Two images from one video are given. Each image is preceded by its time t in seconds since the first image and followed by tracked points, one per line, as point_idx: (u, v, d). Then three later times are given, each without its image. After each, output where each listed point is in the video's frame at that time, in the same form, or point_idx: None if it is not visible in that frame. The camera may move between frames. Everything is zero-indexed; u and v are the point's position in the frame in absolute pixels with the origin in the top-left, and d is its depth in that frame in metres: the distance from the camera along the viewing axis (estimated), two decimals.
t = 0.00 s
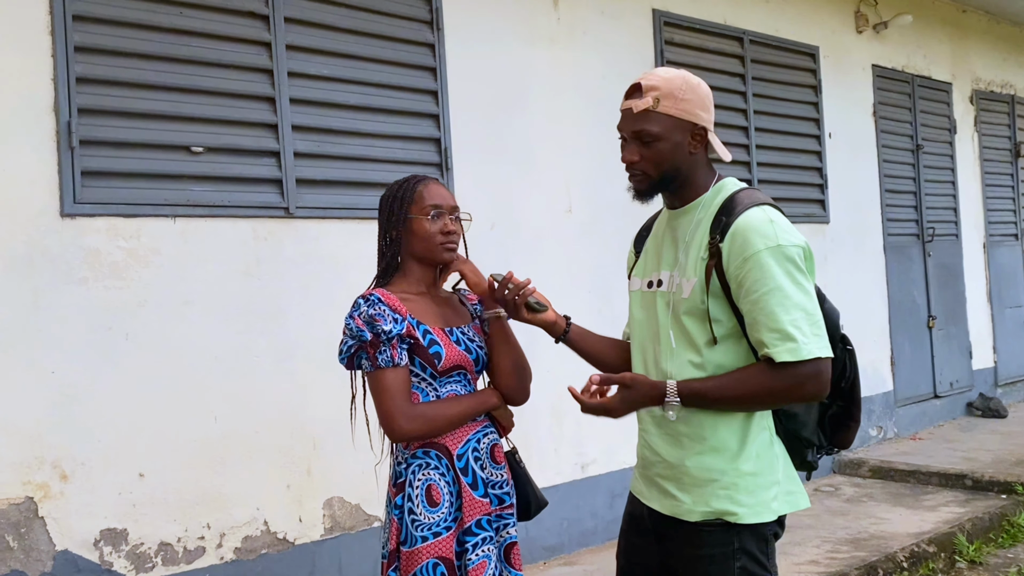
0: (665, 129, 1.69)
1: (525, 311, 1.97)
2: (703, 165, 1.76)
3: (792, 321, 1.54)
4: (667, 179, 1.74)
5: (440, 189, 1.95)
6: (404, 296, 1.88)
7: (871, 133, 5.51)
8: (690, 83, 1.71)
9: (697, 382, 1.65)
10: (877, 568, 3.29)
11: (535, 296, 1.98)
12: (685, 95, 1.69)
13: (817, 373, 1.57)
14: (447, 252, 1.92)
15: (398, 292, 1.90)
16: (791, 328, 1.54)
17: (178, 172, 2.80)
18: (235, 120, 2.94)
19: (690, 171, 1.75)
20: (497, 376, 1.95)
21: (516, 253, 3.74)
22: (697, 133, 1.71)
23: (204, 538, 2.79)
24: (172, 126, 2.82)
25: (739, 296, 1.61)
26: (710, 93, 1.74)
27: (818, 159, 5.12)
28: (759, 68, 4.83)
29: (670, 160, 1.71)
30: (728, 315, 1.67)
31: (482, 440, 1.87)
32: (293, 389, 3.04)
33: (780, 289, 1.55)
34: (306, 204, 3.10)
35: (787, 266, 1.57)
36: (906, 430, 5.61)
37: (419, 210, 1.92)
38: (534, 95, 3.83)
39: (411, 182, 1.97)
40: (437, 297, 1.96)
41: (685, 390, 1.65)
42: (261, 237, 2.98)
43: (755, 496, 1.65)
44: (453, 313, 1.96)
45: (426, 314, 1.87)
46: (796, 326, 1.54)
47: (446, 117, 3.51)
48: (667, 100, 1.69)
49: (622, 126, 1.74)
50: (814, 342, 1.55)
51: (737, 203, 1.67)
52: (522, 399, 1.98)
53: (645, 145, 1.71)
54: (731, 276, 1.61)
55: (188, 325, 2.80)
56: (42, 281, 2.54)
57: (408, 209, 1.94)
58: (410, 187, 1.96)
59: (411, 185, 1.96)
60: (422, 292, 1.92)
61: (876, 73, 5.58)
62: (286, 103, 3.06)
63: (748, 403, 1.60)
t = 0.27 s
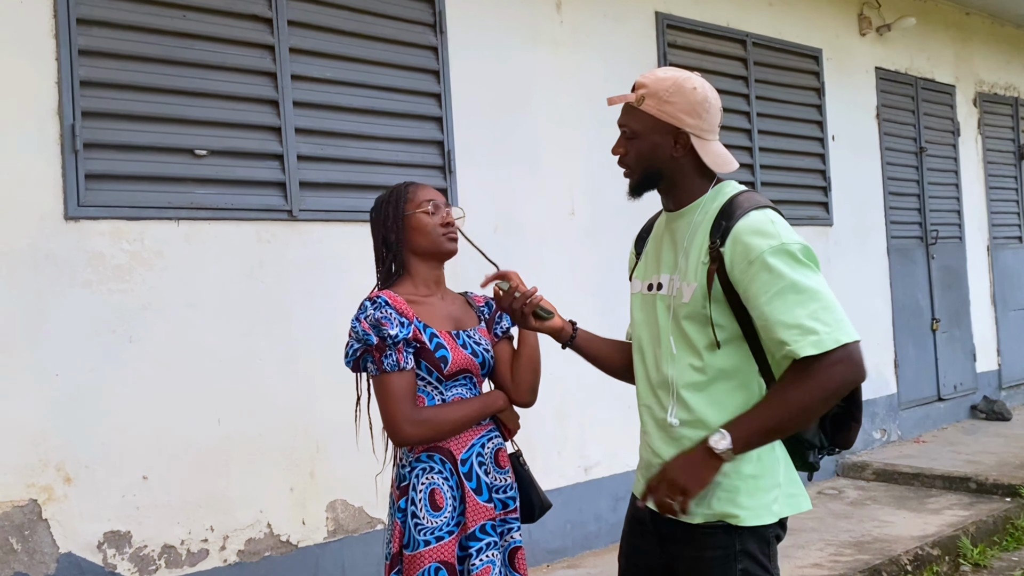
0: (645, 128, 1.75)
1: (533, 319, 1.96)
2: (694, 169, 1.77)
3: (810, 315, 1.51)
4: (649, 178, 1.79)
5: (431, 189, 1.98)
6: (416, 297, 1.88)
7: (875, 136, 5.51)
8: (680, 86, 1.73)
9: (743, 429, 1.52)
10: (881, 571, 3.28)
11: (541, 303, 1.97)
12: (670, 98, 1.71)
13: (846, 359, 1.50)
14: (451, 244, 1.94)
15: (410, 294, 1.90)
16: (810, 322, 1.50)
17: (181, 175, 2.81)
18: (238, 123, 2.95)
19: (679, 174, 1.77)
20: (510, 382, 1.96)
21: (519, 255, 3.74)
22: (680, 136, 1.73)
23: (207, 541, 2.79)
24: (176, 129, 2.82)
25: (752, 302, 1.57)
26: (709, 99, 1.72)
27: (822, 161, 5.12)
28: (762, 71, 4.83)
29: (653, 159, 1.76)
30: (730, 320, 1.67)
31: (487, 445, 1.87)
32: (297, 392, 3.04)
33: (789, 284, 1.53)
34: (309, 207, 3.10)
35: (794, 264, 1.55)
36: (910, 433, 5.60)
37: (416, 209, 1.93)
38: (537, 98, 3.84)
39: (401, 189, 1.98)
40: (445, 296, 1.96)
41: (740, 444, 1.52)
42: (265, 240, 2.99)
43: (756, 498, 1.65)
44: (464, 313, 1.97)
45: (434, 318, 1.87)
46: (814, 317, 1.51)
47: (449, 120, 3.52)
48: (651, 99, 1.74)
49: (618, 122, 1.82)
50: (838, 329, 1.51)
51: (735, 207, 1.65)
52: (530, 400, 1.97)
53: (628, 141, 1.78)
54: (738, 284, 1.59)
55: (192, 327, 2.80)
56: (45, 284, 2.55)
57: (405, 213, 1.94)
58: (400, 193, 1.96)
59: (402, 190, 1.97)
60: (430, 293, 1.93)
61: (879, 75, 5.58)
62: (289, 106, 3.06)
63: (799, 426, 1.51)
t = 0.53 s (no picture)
0: (635, 130, 1.76)
1: (530, 317, 1.99)
2: (688, 170, 1.77)
3: (840, 279, 1.50)
4: (643, 180, 1.80)
5: (424, 196, 1.99)
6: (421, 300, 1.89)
7: (875, 138, 5.51)
8: (669, 86, 1.74)
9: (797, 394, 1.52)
10: (881, 573, 3.28)
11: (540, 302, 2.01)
12: (659, 99, 1.73)
13: (886, 308, 1.49)
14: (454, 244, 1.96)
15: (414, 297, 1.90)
16: (842, 285, 1.50)
17: (182, 178, 2.81)
18: (239, 126, 2.95)
19: (672, 175, 1.77)
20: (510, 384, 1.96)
21: (520, 258, 3.74)
22: (670, 136, 1.73)
23: (208, 543, 2.80)
24: (177, 131, 2.83)
25: (781, 285, 1.55)
26: (699, 99, 1.73)
27: (822, 163, 5.12)
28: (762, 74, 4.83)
29: (645, 161, 1.76)
30: (733, 320, 1.67)
31: (491, 447, 1.88)
32: (298, 394, 3.04)
33: (808, 258, 1.53)
34: (310, 209, 3.10)
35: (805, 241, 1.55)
36: (911, 434, 5.60)
37: (415, 214, 1.94)
38: (538, 101, 3.84)
39: (391, 197, 1.98)
40: (444, 298, 1.97)
41: (793, 406, 1.52)
42: (266, 242, 2.99)
43: (752, 499, 1.66)
44: (462, 315, 1.97)
45: (437, 319, 1.88)
46: (844, 278, 1.50)
47: (450, 122, 3.52)
48: (641, 101, 1.75)
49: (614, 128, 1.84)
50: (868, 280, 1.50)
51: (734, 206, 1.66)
52: (530, 402, 1.96)
53: (622, 144, 1.79)
54: (754, 279, 1.58)
55: (193, 329, 2.81)
56: (47, 286, 2.55)
57: (403, 218, 1.94)
58: (391, 201, 1.97)
59: (397, 197, 1.97)
60: (431, 295, 1.94)
61: (880, 77, 5.58)
62: (290, 109, 3.07)
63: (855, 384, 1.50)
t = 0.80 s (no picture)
0: (632, 128, 1.77)
1: (524, 317, 1.95)
2: (685, 169, 1.76)
3: (836, 282, 1.51)
4: (641, 180, 1.80)
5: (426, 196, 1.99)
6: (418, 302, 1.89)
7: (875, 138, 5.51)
8: (665, 85, 1.75)
9: (791, 408, 1.56)
10: (881, 573, 3.28)
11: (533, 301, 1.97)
12: (654, 97, 1.74)
13: (880, 315, 1.49)
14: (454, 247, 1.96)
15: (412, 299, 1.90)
16: (838, 288, 1.50)
17: (182, 178, 2.81)
18: (239, 126, 2.95)
19: (670, 174, 1.77)
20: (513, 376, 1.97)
21: (520, 258, 3.74)
22: (666, 134, 1.73)
23: (208, 544, 2.79)
24: (177, 132, 2.83)
25: (778, 286, 1.55)
26: (695, 97, 1.73)
27: (822, 164, 5.12)
28: (761, 74, 4.83)
29: (642, 159, 1.77)
30: (733, 320, 1.67)
31: (491, 445, 1.88)
32: (297, 395, 3.04)
33: (806, 260, 1.53)
34: (310, 210, 3.10)
35: (803, 242, 1.56)
36: (911, 435, 5.60)
37: (418, 215, 1.94)
38: (537, 101, 3.84)
39: (394, 195, 1.98)
40: (440, 299, 1.97)
41: (790, 419, 1.57)
42: (266, 242, 2.99)
43: (752, 496, 1.66)
44: (456, 316, 1.97)
45: (435, 319, 1.88)
46: (840, 282, 1.51)
47: (449, 123, 3.52)
48: (638, 100, 1.76)
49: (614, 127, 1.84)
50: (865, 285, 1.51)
51: (734, 206, 1.66)
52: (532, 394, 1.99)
53: (620, 143, 1.80)
54: (753, 278, 1.58)
55: (193, 330, 2.81)
56: (47, 287, 2.55)
57: (405, 217, 1.94)
58: (395, 198, 1.97)
59: (399, 196, 1.96)
60: (427, 296, 1.94)
61: (879, 78, 5.59)
62: (290, 109, 3.07)
63: (850, 393, 1.53)
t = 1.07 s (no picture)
0: (633, 126, 1.77)
1: (522, 317, 1.95)
2: (685, 168, 1.77)
3: (823, 298, 1.50)
4: (641, 178, 1.80)
5: (427, 195, 1.99)
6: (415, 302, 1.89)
7: (874, 138, 5.51)
8: (665, 83, 1.76)
9: (781, 439, 1.57)
10: (880, 573, 3.29)
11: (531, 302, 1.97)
12: (655, 95, 1.75)
13: (864, 339, 1.48)
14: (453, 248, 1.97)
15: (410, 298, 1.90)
16: (824, 305, 1.49)
17: (181, 179, 2.81)
18: (238, 127, 2.95)
19: (671, 173, 1.77)
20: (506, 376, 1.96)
21: (519, 259, 3.75)
22: (667, 132, 1.74)
23: (207, 544, 2.79)
24: (176, 133, 2.83)
25: (766, 294, 1.55)
26: (695, 96, 1.74)
27: (821, 164, 5.12)
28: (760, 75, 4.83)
29: (642, 157, 1.77)
30: (731, 323, 1.67)
31: (488, 445, 1.88)
32: (296, 396, 3.04)
33: (796, 273, 1.52)
34: (309, 210, 3.10)
35: (798, 254, 1.55)
36: (910, 436, 5.60)
37: (420, 213, 1.94)
38: (537, 102, 3.84)
39: (397, 192, 1.98)
40: (436, 300, 1.97)
41: (780, 451, 1.57)
42: (265, 243, 2.99)
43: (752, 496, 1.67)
44: (453, 317, 1.97)
45: (430, 319, 1.88)
46: (827, 299, 1.49)
47: (448, 123, 3.52)
48: (638, 98, 1.77)
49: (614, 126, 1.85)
50: (853, 306, 1.49)
51: (732, 209, 1.66)
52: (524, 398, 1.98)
53: (621, 142, 1.81)
54: (748, 282, 1.59)
55: (192, 330, 2.81)
56: (46, 288, 2.55)
57: (407, 215, 1.94)
58: (397, 195, 1.97)
59: (402, 194, 1.96)
60: (423, 296, 1.94)
61: (878, 79, 5.59)
62: (289, 110, 3.07)
63: (834, 421, 1.52)
